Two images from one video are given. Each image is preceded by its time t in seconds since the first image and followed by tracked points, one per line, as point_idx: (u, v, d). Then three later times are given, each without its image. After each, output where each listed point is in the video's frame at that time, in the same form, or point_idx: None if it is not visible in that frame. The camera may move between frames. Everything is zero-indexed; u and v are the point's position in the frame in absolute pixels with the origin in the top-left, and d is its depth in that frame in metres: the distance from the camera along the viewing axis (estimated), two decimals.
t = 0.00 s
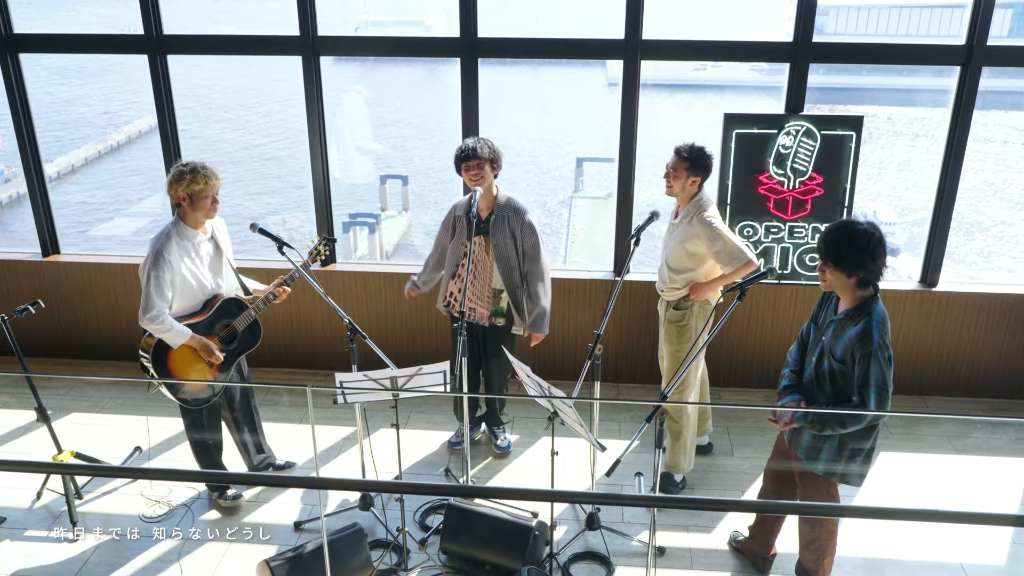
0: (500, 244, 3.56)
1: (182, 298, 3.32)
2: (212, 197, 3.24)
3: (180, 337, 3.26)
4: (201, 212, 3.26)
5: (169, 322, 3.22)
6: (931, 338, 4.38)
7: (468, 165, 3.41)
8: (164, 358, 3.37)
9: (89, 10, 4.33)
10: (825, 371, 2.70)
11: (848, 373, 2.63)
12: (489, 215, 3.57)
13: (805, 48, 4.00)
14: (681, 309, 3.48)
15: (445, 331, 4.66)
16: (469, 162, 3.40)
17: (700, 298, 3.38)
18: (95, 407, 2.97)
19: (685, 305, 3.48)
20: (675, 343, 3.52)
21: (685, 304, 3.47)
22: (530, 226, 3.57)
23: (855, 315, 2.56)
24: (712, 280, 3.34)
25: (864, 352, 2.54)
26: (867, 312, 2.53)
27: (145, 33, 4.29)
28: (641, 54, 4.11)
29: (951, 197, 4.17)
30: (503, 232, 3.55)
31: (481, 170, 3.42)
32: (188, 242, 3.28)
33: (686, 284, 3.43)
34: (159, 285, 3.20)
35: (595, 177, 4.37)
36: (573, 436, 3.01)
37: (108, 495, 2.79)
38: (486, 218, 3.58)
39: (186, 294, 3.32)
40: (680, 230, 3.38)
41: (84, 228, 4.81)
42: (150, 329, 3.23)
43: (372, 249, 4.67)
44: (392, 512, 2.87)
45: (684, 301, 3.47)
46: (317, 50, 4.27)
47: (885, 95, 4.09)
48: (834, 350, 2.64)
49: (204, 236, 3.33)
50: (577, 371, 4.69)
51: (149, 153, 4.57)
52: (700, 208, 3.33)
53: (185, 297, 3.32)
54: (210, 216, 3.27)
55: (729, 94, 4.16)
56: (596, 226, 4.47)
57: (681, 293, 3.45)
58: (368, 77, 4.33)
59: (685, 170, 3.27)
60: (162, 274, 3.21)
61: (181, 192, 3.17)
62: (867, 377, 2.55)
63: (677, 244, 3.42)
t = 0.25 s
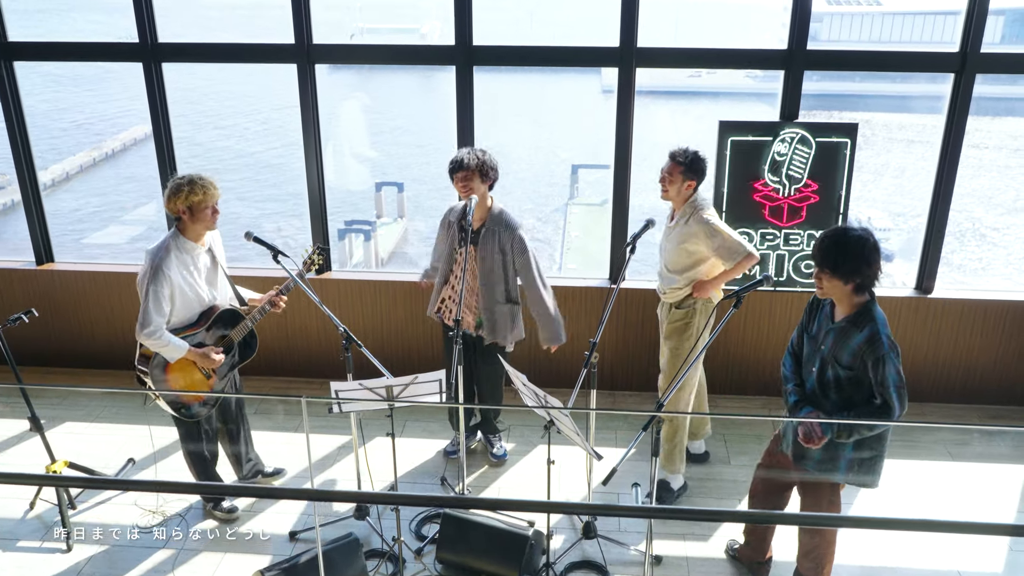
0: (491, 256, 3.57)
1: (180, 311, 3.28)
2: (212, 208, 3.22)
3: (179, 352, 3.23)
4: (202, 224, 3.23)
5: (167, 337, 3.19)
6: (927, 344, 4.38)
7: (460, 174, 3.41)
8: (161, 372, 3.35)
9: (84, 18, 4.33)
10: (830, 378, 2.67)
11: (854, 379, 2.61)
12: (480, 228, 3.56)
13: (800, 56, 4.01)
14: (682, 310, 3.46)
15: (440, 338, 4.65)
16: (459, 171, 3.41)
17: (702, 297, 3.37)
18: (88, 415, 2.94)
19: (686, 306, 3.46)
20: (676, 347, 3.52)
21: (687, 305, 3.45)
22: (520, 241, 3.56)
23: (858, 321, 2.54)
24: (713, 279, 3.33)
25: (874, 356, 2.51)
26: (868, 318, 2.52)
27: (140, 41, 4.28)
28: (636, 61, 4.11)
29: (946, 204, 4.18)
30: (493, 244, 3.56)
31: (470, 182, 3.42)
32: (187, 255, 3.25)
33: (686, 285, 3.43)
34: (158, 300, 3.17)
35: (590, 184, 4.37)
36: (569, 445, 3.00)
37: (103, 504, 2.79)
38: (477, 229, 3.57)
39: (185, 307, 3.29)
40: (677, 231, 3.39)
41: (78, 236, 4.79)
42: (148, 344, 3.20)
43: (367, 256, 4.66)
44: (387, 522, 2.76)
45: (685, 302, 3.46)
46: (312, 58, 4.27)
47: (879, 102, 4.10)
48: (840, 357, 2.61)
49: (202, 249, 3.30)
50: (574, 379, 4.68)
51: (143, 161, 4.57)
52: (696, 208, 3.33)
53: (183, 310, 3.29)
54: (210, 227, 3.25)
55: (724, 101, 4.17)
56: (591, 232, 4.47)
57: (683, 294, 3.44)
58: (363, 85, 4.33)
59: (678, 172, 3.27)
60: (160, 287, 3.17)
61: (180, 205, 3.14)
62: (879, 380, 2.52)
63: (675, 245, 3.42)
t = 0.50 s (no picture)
0: (486, 272, 3.57)
1: (182, 328, 3.27)
2: (212, 225, 3.21)
3: (182, 368, 3.20)
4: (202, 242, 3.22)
5: (171, 355, 3.17)
6: (923, 356, 4.38)
7: (457, 187, 3.40)
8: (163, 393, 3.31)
9: (80, 30, 4.33)
10: (827, 392, 2.67)
11: (851, 392, 2.60)
12: (475, 240, 3.56)
13: (795, 69, 4.02)
14: (689, 330, 3.44)
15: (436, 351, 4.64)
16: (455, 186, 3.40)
17: (709, 317, 3.35)
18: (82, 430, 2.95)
19: (692, 326, 3.44)
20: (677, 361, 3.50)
21: (693, 325, 3.43)
22: (511, 258, 3.57)
23: (853, 334, 2.54)
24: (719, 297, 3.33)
25: (869, 368, 2.50)
26: (863, 330, 2.52)
27: (136, 54, 4.29)
28: (633, 74, 4.13)
29: (941, 216, 4.19)
30: (482, 257, 3.55)
31: (464, 197, 3.41)
32: (189, 272, 3.24)
33: (693, 305, 3.40)
34: (161, 320, 3.15)
35: (586, 196, 4.38)
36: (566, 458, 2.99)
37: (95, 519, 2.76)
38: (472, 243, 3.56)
39: (187, 324, 3.28)
40: (682, 251, 3.36)
41: (73, 248, 4.78)
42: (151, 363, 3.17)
43: (363, 268, 4.65)
44: (383, 536, 2.87)
45: (692, 323, 3.43)
46: (309, 71, 4.27)
47: (874, 114, 4.11)
48: (836, 370, 2.60)
49: (204, 265, 3.29)
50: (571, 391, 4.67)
51: (139, 173, 4.56)
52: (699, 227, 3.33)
53: (186, 327, 3.28)
54: (211, 243, 3.24)
55: (720, 113, 4.18)
56: (588, 244, 4.47)
57: (689, 314, 3.42)
58: (360, 97, 4.34)
59: (681, 191, 3.26)
60: (163, 308, 3.15)
61: (179, 225, 3.13)
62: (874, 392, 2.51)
63: (680, 265, 3.39)
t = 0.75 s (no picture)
0: (486, 276, 3.57)
1: (181, 329, 3.27)
2: (210, 226, 3.20)
3: (179, 368, 3.17)
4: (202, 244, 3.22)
5: (167, 355, 3.15)
6: (920, 359, 4.39)
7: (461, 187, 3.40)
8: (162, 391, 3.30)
9: (76, 34, 4.32)
10: (816, 396, 2.64)
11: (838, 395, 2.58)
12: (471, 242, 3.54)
13: (792, 72, 4.03)
14: (693, 343, 3.44)
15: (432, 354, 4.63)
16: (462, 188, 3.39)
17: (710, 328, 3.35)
18: (77, 435, 2.88)
19: (696, 340, 3.44)
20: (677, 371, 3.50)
21: (697, 339, 3.43)
22: (506, 260, 3.57)
23: (839, 337, 2.53)
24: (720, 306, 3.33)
25: (850, 370, 2.51)
26: (849, 332, 2.51)
27: (132, 57, 4.28)
28: (629, 78, 4.13)
29: (938, 219, 4.19)
30: (477, 261, 3.54)
31: (465, 199, 3.40)
32: (188, 274, 3.24)
33: (698, 319, 3.41)
34: (158, 322, 3.15)
35: (583, 199, 4.37)
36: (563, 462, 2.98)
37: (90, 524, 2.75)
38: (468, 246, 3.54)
39: (185, 325, 3.27)
40: (688, 265, 3.35)
41: (68, 252, 4.76)
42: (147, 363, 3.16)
43: (360, 271, 4.64)
44: (380, 540, 2.82)
45: (696, 336, 3.44)
46: (305, 74, 4.27)
47: (871, 116, 4.12)
48: (824, 373, 2.59)
49: (203, 267, 3.29)
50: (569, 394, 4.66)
51: (135, 176, 4.55)
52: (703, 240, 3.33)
53: (185, 328, 3.27)
54: (211, 243, 3.23)
55: (716, 116, 4.18)
56: (584, 247, 4.46)
57: (694, 327, 3.42)
58: (356, 101, 4.33)
59: (689, 206, 3.22)
60: (161, 308, 3.15)
61: (177, 227, 3.13)
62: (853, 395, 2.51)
63: (686, 280, 3.38)
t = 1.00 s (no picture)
0: (491, 277, 3.56)
1: (182, 326, 3.26)
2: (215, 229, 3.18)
3: (174, 366, 3.18)
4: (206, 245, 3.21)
5: (162, 351, 3.15)
6: (917, 361, 4.39)
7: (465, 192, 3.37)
8: (160, 390, 3.32)
9: (70, 36, 4.31)
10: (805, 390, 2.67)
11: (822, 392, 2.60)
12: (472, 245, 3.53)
13: (788, 74, 4.03)
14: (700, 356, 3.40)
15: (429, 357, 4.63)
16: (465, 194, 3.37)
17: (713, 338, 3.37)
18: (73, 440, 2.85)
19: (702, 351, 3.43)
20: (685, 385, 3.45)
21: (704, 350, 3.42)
22: (509, 261, 3.56)
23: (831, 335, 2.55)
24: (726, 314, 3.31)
25: (830, 368, 2.52)
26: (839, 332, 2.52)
27: (126, 60, 4.26)
28: (625, 80, 4.13)
29: (934, 220, 4.20)
30: (480, 265, 3.54)
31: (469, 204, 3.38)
32: (193, 273, 3.23)
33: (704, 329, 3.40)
34: (157, 317, 3.14)
35: (579, 200, 4.37)
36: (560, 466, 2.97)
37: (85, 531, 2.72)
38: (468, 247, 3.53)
39: (186, 323, 3.27)
40: (695, 278, 3.33)
41: (62, 255, 4.74)
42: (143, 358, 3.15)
43: (355, 273, 4.63)
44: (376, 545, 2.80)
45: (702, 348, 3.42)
46: (300, 77, 4.26)
47: (867, 118, 4.12)
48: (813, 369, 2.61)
49: (208, 265, 3.29)
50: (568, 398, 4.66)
51: (130, 179, 4.54)
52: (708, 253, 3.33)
53: (186, 325, 3.27)
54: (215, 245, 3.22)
55: (712, 117, 4.18)
56: (580, 247, 4.46)
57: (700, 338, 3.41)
58: (352, 103, 4.32)
59: (698, 225, 3.16)
60: (162, 305, 3.15)
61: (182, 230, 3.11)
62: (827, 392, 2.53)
63: (693, 293, 3.36)
